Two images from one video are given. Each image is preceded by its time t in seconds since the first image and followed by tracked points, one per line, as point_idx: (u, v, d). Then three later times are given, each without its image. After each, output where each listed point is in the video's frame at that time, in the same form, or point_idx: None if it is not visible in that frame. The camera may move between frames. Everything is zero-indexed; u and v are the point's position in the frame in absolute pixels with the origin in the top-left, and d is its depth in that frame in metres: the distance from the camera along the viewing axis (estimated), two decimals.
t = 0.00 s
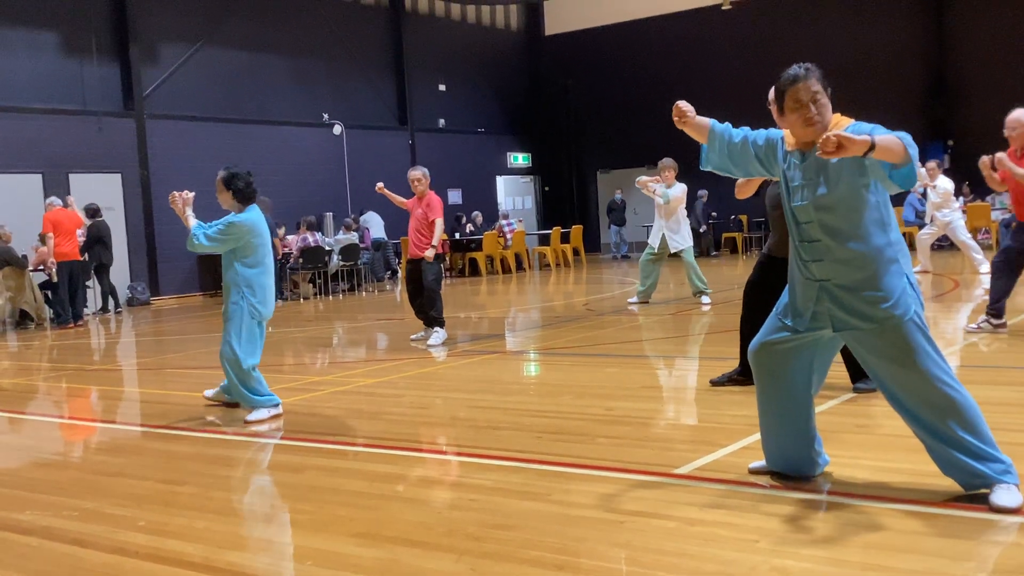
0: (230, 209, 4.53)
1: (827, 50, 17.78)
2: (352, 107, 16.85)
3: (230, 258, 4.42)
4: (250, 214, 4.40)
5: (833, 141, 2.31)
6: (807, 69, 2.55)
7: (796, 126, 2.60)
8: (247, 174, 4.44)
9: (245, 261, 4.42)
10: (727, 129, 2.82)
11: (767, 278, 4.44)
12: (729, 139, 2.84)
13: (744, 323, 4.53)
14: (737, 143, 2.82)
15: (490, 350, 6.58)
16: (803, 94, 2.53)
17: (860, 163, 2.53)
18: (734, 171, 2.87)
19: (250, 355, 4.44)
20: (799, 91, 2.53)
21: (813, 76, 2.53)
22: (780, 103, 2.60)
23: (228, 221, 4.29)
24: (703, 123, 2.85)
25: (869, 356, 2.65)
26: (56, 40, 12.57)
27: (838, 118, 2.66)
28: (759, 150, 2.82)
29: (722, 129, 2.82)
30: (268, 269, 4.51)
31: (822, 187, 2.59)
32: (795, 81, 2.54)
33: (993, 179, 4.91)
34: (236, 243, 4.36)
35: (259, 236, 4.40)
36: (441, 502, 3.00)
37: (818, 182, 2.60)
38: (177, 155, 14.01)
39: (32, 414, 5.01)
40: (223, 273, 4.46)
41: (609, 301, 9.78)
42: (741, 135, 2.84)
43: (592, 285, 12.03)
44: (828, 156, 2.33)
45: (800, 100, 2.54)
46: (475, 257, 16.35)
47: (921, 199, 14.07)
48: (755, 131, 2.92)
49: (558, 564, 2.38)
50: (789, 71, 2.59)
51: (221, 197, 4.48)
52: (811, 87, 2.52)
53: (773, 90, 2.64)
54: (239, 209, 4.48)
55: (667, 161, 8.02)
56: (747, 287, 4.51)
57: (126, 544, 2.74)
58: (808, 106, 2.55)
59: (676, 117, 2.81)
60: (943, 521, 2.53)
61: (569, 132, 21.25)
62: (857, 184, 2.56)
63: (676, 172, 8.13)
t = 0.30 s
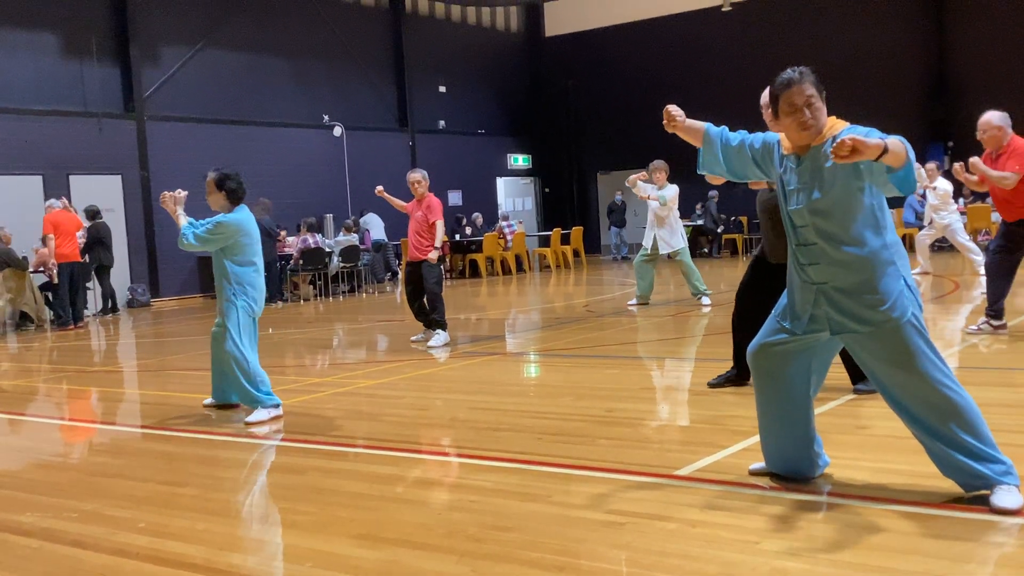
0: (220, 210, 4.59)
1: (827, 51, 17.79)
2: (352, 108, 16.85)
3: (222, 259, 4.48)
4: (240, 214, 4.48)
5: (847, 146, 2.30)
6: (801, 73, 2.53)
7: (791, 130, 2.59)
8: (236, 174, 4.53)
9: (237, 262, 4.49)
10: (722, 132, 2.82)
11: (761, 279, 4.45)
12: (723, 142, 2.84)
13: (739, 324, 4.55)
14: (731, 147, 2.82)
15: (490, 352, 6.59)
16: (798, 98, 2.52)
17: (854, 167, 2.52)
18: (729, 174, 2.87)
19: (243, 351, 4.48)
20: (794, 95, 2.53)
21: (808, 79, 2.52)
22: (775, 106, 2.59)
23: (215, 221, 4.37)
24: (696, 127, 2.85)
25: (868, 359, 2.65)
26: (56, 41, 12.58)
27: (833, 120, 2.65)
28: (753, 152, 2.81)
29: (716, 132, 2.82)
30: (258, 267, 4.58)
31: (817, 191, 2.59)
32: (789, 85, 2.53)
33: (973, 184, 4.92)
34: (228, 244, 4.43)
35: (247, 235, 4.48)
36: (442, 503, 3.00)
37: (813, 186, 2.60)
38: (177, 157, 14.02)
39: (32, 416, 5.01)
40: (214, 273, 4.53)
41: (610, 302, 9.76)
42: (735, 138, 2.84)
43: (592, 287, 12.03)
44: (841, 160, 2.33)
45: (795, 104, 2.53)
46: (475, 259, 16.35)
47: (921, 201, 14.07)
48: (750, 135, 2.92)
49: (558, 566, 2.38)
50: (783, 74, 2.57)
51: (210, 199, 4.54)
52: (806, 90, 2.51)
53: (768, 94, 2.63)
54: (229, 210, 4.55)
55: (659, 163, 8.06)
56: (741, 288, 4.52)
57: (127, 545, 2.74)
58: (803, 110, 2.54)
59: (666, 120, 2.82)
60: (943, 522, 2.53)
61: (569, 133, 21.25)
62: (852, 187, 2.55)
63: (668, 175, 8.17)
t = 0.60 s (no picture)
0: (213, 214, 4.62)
1: (826, 52, 17.80)
2: (352, 110, 16.86)
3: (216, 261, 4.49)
4: (234, 217, 4.51)
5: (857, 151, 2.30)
6: (798, 77, 2.53)
7: (789, 133, 2.59)
8: (231, 178, 4.59)
9: (232, 263, 4.51)
10: (720, 133, 2.83)
11: (742, 283, 4.47)
12: (721, 145, 2.84)
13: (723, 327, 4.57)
14: (729, 150, 2.83)
15: (490, 353, 6.58)
16: (796, 101, 2.52)
17: (852, 171, 2.52)
18: (727, 176, 2.88)
19: (241, 351, 4.46)
20: (792, 98, 2.52)
21: (805, 82, 2.52)
22: (773, 110, 2.59)
23: (210, 222, 4.41)
24: (692, 129, 2.85)
25: (868, 362, 2.64)
26: (56, 43, 12.59)
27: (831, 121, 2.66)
28: (750, 154, 2.82)
29: (714, 133, 2.83)
30: (251, 268, 4.59)
31: (815, 195, 2.60)
32: (787, 89, 2.52)
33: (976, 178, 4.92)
34: (223, 245, 4.45)
35: (241, 237, 4.51)
36: (441, 505, 3.00)
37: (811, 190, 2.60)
38: (176, 159, 14.01)
39: (32, 418, 5.00)
40: (208, 277, 4.54)
41: (609, 304, 9.76)
42: (733, 139, 2.84)
43: (593, 289, 12.03)
44: (852, 164, 2.33)
45: (793, 107, 2.53)
46: (475, 261, 16.35)
47: (921, 202, 14.06)
48: (750, 136, 2.92)
49: (558, 568, 2.38)
50: (780, 78, 2.57)
51: (204, 203, 4.57)
52: (805, 92, 2.51)
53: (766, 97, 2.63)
54: (224, 213, 4.58)
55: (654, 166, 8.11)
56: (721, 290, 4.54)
57: (126, 547, 2.74)
58: (802, 113, 2.54)
59: (661, 125, 2.82)
60: (943, 524, 2.52)
61: (569, 135, 21.24)
62: (850, 190, 2.55)
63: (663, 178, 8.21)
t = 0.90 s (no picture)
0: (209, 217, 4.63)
1: (826, 52, 17.83)
2: (351, 111, 16.86)
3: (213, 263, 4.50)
4: (229, 219, 4.54)
5: (860, 154, 2.29)
6: (800, 77, 2.53)
7: (788, 133, 2.60)
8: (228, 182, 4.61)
9: (229, 265, 4.52)
10: (721, 133, 2.82)
11: (728, 283, 4.52)
12: (722, 144, 2.84)
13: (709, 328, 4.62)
14: (728, 150, 2.83)
15: (489, 354, 6.59)
16: (796, 100, 2.53)
17: (850, 174, 2.51)
18: (727, 175, 2.87)
19: (243, 350, 4.45)
20: (793, 98, 2.53)
21: (807, 83, 2.52)
22: (773, 110, 2.60)
23: (209, 224, 4.45)
24: (692, 127, 2.84)
25: (867, 363, 2.64)
26: (55, 44, 12.60)
27: (832, 123, 2.66)
28: (750, 153, 2.82)
29: (714, 132, 2.82)
30: (248, 269, 4.60)
31: (815, 196, 2.59)
32: (787, 88, 2.53)
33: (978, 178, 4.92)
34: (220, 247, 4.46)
35: (237, 238, 4.53)
36: (440, 506, 2.99)
37: (809, 191, 2.60)
38: (175, 159, 14.00)
39: (31, 418, 5.00)
40: (206, 281, 4.54)
41: (608, 305, 9.78)
42: (732, 138, 2.83)
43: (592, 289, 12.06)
44: (855, 168, 2.32)
45: (792, 107, 2.54)
46: (475, 261, 16.37)
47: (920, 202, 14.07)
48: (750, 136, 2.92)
49: (557, 569, 2.38)
50: (780, 78, 2.58)
51: (200, 207, 4.59)
52: (805, 93, 2.52)
53: (766, 97, 2.63)
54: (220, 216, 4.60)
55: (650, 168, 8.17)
56: (707, 290, 4.58)
57: (125, 547, 2.74)
58: (802, 113, 2.54)
59: (661, 124, 2.81)
60: (942, 524, 2.52)
61: (568, 135, 21.25)
62: (850, 191, 2.55)
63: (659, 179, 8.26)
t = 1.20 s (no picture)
0: (208, 218, 4.63)
1: (825, 53, 17.85)
2: (350, 111, 16.86)
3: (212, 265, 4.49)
4: (228, 222, 4.54)
5: (868, 157, 2.28)
6: (806, 77, 2.52)
7: (794, 134, 2.59)
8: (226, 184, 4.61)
9: (227, 268, 4.52)
10: (727, 135, 2.85)
11: (725, 285, 4.51)
12: (729, 146, 2.85)
13: (703, 330, 4.60)
14: (734, 151, 2.84)
15: (488, 355, 6.60)
16: (801, 102, 2.52)
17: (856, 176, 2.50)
18: (733, 177, 2.88)
19: (244, 350, 4.46)
20: (798, 99, 2.52)
21: (812, 83, 2.50)
22: (779, 111, 2.60)
23: (209, 229, 4.44)
24: (698, 128, 2.86)
25: (870, 365, 2.65)
26: (54, 44, 12.59)
27: (839, 124, 2.64)
28: (756, 154, 2.82)
29: (720, 135, 2.85)
30: (245, 272, 4.60)
31: (822, 197, 2.60)
32: (792, 89, 2.52)
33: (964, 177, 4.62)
34: (220, 249, 4.45)
35: (236, 241, 4.54)
36: (440, 507, 2.99)
37: (815, 192, 2.60)
38: (174, 160, 14.00)
39: (29, 419, 4.99)
40: (203, 282, 4.53)
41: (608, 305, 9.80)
42: (740, 140, 2.84)
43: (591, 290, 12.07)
44: (861, 170, 2.31)
45: (797, 108, 2.53)
46: (473, 261, 16.37)
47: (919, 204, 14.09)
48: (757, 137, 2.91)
49: (557, 569, 2.38)
50: (787, 79, 2.57)
51: (199, 210, 4.59)
52: (810, 94, 2.50)
53: (774, 96, 2.63)
54: (219, 218, 4.61)
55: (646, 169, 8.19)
56: (703, 292, 4.57)
57: (125, 548, 2.73)
58: (808, 114, 2.53)
59: (662, 124, 2.93)
60: (941, 525, 2.52)
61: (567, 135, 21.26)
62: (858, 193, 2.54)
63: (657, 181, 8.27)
